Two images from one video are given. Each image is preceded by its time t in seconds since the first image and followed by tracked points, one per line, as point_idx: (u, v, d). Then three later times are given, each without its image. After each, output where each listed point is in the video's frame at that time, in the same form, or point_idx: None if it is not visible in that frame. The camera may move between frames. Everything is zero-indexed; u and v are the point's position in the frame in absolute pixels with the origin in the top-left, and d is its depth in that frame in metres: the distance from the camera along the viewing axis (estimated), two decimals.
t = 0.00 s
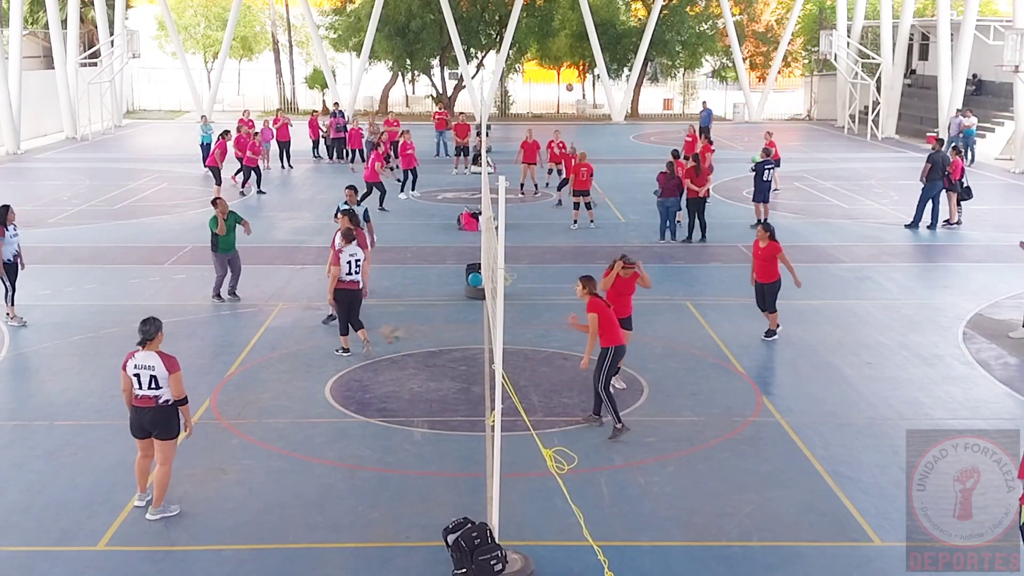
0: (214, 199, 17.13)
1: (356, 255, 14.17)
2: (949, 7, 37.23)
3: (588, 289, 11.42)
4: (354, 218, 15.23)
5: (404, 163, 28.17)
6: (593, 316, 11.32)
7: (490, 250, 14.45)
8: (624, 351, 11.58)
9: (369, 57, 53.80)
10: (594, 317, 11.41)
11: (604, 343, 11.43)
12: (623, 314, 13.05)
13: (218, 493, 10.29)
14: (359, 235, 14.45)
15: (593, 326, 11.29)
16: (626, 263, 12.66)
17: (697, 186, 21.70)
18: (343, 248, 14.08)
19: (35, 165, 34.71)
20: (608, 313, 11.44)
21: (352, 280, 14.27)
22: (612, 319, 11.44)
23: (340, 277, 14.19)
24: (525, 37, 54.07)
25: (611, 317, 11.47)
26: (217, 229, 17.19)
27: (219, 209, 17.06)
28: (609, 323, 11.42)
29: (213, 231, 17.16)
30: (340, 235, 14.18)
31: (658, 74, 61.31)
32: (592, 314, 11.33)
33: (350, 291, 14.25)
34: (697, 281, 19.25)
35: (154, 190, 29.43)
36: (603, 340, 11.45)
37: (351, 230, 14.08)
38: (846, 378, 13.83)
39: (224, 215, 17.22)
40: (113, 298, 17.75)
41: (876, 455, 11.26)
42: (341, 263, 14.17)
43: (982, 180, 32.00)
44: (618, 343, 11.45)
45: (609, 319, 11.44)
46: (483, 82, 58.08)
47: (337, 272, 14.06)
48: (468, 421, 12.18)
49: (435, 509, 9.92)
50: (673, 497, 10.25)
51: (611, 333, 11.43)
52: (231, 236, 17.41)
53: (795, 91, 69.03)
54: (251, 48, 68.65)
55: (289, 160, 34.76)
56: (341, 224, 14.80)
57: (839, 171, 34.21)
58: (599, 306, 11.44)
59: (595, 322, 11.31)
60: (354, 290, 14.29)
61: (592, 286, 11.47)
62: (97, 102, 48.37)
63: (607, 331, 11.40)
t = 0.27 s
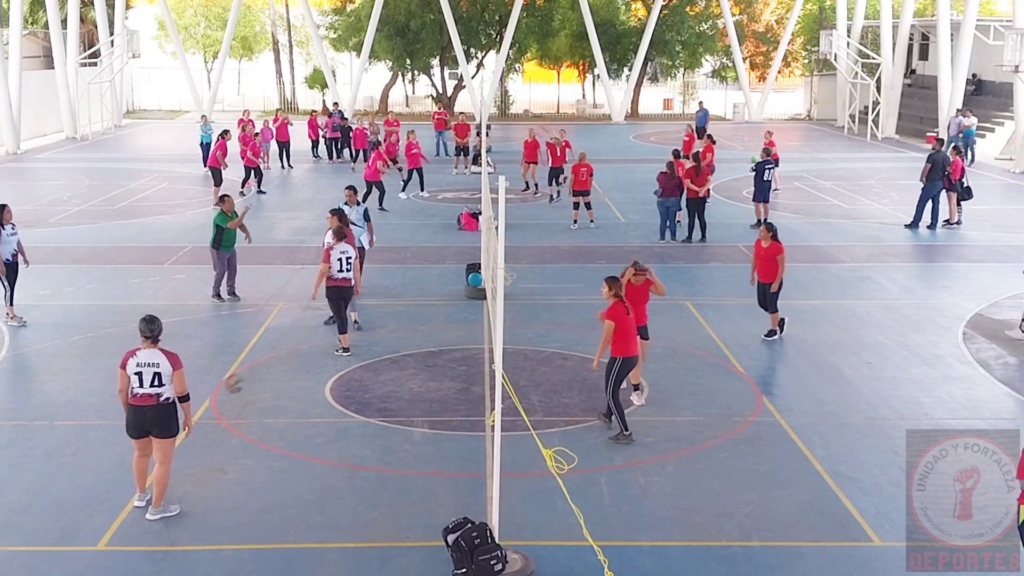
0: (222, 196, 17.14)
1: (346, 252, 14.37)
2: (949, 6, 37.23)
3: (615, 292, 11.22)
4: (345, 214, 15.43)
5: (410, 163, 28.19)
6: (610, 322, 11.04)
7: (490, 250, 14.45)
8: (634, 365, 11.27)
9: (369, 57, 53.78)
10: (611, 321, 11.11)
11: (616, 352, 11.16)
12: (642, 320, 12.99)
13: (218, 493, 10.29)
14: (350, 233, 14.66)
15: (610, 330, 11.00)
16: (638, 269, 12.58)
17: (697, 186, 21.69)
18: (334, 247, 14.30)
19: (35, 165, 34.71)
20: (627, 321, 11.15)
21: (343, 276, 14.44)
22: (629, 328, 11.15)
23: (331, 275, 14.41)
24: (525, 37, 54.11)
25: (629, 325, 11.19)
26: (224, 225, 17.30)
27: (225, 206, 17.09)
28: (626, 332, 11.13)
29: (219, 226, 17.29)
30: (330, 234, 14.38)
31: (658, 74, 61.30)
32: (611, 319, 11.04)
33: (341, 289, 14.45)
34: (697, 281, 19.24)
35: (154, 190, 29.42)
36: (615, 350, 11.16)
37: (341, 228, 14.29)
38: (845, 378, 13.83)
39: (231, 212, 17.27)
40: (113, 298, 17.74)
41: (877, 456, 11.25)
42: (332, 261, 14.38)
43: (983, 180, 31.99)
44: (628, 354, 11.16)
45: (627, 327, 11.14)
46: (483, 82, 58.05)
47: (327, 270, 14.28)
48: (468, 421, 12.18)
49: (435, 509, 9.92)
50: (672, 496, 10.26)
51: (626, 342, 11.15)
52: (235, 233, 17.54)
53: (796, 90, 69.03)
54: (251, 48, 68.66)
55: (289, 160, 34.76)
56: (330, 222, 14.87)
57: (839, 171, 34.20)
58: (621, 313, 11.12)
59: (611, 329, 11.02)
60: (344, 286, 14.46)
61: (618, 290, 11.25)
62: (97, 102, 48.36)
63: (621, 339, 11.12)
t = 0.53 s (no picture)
0: (225, 198, 17.05)
1: (340, 250, 14.57)
2: (949, 6, 37.24)
3: (642, 294, 10.87)
4: (339, 212, 15.63)
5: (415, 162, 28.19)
6: (630, 325, 10.75)
7: (490, 249, 14.43)
8: (652, 369, 11.05)
9: (369, 57, 53.78)
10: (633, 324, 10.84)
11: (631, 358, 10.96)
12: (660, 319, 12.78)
13: (218, 493, 10.29)
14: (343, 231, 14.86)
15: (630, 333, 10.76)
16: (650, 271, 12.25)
17: (697, 186, 21.69)
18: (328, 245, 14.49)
19: (35, 165, 34.70)
20: (648, 325, 10.85)
21: (336, 273, 14.67)
22: (649, 333, 10.88)
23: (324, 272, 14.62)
24: (525, 37, 54.14)
25: (650, 329, 10.90)
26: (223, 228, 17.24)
27: (228, 208, 17.01)
28: (645, 336, 10.87)
29: (218, 230, 17.23)
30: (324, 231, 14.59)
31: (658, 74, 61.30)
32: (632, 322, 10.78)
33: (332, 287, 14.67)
34: (697, 281, 19.24)
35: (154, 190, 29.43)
36: (633, 353, 10.94)
37: (336, 226, 14.47)
38: (845, 378, 13.83)
39: (232, 214, 17.20)
40: (113, 298, 17.74)
41: (876, 456, 11.25)
42: (327, 259, 14.59)
43: (983, 180, 31.99)
44: (645, 359, 10.95)
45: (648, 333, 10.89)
46: (483, 81, 58.06)
47: (321, 268, 14.46)
48: (467, 421, 12.18)
49: (435, 509, 9.92)
50: (672, 496, 10.25)
51: (645, 349, 10.93)
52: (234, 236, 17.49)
53: (796, 90, 69.03)
54: (251, 48, 68.68)
55: (289, 160, 34.76)
56: (322, 219, 15.00)
57: (839, 170, 34.20)
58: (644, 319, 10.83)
59: (630, 333, 10.75)
60: (337, 284, 14.69)
61: (645, 292, 10.90)
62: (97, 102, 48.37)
63: (639, 345, 10.90)
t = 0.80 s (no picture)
0: (224, 198, 17.14)
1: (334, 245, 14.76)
2: (949, 6, 37.23)
3: (670, 302, 10.51)
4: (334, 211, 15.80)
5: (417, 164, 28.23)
6: (655, 334, 10.50)
7: (489, 249, 14.40)
8: (682, 381, 10.72)
9: (369, 56, 53.77)
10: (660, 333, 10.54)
11: (656, 368, 10.68)
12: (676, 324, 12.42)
13: (218, 493, 10.29)
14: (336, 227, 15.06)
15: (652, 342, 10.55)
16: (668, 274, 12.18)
17: (697, 186, 21.70)
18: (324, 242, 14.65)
19: (36, 165, 34.70)
20: (676, 335, 10.53)
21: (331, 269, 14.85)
22: (676, 343, 10.55)
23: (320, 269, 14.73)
24: (525, 37, 54.15)
25: (677, 340, 10.58)
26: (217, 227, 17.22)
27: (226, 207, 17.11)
28: (672, 346, 10.57)
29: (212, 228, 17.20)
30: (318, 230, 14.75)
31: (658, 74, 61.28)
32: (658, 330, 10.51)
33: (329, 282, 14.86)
34: (697, 281, 19.23)
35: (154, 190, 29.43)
36: (660, 363, 10.64)
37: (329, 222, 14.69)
38: (845, 379, 13.83)
39: (229, 214, 17.26)
40: (113, 298, 17.74)
41: (877, 456, 11.25)
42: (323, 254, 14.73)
43: (983, 180, 31.98)
44: (673, 371, 10.64)
45: (674, 343, 10.58)
46: (483, 81, 58.04)
47: (321, 263, 14.61)
48: (467, 421, 12.18)
49: (435, 509, 9.91)
50: (673, 497, 10.25)
51: (671, 359, 10.61)
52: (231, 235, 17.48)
53: (796, 90, 69.06)
54: (251, 48, 68.68)
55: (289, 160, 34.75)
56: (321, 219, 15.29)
57: (839, 171, 34.20)
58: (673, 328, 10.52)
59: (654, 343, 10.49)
60: (332, 279, 14.87)
61: (674, 300, 10.53)
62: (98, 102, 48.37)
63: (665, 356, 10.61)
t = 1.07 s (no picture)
0: (216, 197, 17.14)
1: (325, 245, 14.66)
2: (949, 6, 37.23)
3: (690, 306, 10.39)
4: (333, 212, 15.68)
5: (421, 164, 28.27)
6: (671, 337, 10.46)
7: (489, 247, 14.39)
8: (697, 382, 10.72)
9: (369, 56, 53.75)
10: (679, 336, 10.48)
11: (675, 370, 10.64)
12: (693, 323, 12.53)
13: (218, 493, 10.29)
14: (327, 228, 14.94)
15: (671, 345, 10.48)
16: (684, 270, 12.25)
17: (698, 186, 21.66)
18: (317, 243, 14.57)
19: (36, 165, 34.70)
20: (695, 338, 10.49)
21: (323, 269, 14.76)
22: (694, 348, 10.50)
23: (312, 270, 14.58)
24: (525, 37, 54.16)
25: (697, 343, 10.53)
26: (209, 226, 17.21)
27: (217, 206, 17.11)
28: (689, 350, 10.52)
29: (205, 227, 17.20)
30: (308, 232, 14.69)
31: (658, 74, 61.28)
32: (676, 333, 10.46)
33: (323, 282, 14.75)
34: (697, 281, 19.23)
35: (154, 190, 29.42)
36: (678, 365, 10.62)
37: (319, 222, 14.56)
38: (845, 378, 13.83)
39: (222, 212, 17.24)
40: (113, 298, 17.73)
41: (877, 456, 11.24)
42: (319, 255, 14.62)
43: (983, 180, 31.97)
44: (689, 373, 10.62)
45: (694, 346, 10.53)
46: (483, 81, 58.03)
47: (316, 264, 14.53)
48: (467, 421, 12.18)
49: (435, 509, 9.91)
50: (673, 497, 10.25)
51: (690, 361, 10.60)
52: (226, 234, 17.45)
53: (796, 90, 69.06)
54: (251, 48, 68.70)
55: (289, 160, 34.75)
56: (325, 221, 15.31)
57: (839, 171, 34.19)
58: (693, 332, 10.47)
59: (671, 346, 10.46)
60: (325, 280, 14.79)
61: (694, 304, 10.39)
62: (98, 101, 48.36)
63: (682, 358, 10.59)
